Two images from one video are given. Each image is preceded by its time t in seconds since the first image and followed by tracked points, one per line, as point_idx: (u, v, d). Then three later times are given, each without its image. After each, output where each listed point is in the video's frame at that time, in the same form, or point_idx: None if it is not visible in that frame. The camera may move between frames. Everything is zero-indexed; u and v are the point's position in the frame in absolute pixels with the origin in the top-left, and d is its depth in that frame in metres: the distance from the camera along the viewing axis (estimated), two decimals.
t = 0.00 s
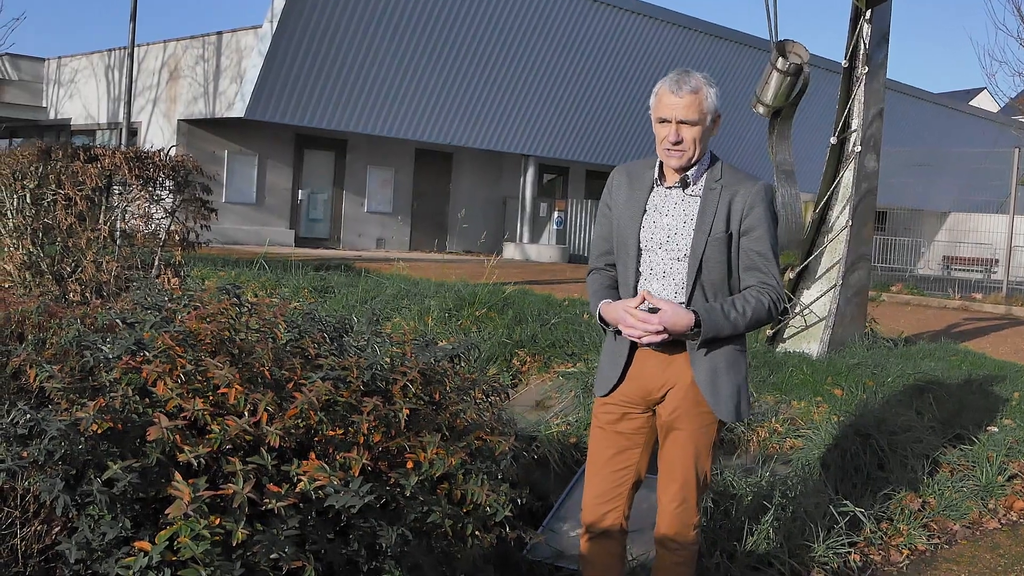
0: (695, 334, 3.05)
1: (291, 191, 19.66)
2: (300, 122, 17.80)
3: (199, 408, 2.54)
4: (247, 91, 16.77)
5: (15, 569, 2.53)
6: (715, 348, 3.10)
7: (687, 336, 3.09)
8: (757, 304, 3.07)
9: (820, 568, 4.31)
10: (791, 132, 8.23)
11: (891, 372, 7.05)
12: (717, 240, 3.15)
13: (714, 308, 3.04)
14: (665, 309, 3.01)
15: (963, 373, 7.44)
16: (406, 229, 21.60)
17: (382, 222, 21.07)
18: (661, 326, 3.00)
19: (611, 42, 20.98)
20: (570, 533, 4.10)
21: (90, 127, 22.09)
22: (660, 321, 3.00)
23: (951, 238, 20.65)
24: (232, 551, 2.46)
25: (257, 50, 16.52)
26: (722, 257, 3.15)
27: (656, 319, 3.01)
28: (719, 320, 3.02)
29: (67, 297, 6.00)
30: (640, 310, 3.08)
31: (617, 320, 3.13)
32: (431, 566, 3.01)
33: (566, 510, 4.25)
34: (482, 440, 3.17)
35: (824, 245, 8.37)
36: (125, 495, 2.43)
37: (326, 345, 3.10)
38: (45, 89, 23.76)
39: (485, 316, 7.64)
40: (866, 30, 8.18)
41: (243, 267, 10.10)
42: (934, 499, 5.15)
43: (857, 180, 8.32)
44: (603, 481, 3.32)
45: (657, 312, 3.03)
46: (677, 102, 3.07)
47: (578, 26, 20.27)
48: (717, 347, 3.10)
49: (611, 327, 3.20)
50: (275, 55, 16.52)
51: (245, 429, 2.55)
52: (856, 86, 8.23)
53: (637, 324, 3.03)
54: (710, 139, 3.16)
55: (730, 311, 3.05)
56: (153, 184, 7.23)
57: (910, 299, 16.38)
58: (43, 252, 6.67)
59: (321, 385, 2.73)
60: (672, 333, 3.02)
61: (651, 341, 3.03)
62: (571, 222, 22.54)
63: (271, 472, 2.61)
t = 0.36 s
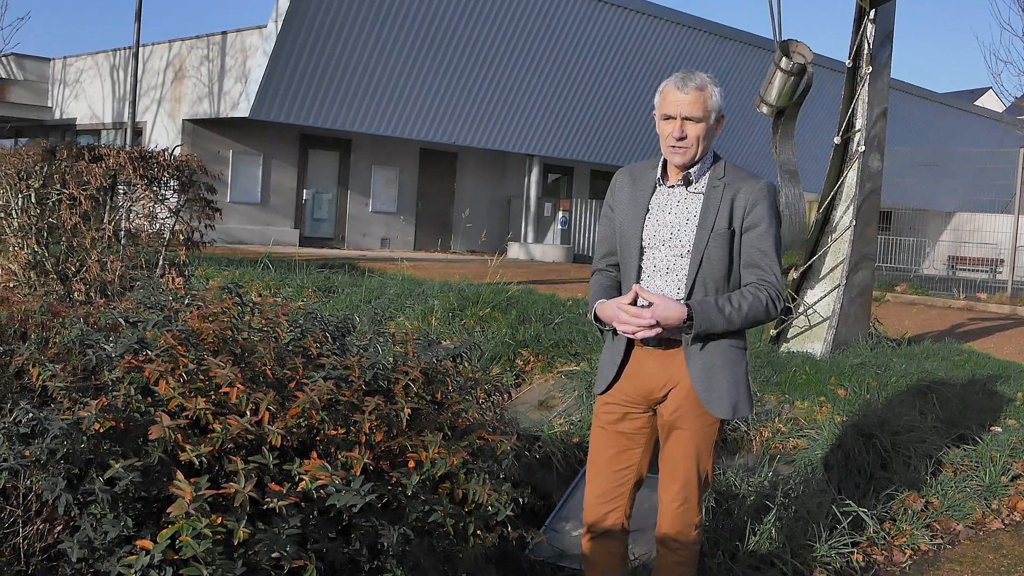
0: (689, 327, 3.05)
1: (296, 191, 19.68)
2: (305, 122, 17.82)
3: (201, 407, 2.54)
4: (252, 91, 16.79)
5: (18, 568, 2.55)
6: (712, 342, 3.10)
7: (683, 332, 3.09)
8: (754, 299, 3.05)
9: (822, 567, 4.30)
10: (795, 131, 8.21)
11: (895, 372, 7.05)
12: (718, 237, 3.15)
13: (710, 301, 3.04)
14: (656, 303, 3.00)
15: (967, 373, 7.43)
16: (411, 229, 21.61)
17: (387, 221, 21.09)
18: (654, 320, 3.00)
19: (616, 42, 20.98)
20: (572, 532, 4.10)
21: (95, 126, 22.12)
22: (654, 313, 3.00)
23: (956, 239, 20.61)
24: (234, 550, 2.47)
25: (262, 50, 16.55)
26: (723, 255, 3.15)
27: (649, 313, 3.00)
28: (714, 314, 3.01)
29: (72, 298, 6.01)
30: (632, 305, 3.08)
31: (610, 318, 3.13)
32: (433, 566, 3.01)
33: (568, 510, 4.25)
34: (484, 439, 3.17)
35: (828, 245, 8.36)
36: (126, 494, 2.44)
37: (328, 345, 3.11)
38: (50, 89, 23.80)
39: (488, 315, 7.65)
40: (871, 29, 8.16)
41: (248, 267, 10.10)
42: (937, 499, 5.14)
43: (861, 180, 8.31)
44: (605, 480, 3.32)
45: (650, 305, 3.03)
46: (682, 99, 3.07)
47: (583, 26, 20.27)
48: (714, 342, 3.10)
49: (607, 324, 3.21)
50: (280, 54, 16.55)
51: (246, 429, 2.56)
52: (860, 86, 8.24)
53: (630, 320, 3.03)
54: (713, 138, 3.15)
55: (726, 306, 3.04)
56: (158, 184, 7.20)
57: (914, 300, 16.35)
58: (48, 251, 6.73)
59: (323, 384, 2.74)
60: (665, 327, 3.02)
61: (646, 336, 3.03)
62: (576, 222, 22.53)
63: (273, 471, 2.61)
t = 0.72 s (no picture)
0: (688, 318, 3.05)
1: (300, 190, 19.70)
2: (309, 121, 17.83)
3: (203, 406, 2.56)
4: (256, 90, 16.80)
5: (20, 567, 2.54)
6: (711, 338, 3.10)
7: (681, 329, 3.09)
8: (754, 299, 3.04)
9: (825, 567, 4.30)
10: (798, 131, 8.20)
11: (898, 372, 7.03)
12: (718, 235, 3.15)
13: (708, 297, 3.03)
14: (656, 290, 3.02)
15: (970, 373, 7.41)
16: (415, 229, 21.61)
17: (391, 221, 21.10)
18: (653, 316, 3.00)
19: (620, 41, 20.97)
20: (574, 532, 4.10)
21: (100, 126, 22.17)
22: (653, 301, 3.01)
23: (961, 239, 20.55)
24: (235, 548, 2.48)
25: (266, 49, 16.57)
26: (723, 254, 3.15)
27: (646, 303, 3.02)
28: (712, 312, 3.01)
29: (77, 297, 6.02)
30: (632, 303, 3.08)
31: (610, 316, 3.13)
32: (434, 565, 3.01)
33: (570, 509, 4.25)
34: (486, 438, 3.17)
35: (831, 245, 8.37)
36: (129, 493, 2.45)
37: (330, 344, 3.11)
38: (56, 89, 23.86)
39: (491, 314, 7.66)
40: (874, 29, 8.16)
41: (252, 266, 10.12)
42: (941, 499, 5.13)
43: (865, 180, 8.31)
44: (606, 479, 3.32)
45: (648, 303, 3.03)
46: (684, 101, 3.07)
47: (587, 25, 20.26)
48: (713, 339, 3.10)
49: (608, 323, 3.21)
50: (284, 54, 16.56)
51: (248, 428, 2.57)
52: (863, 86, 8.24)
53: (630, 304, 3.05)
54: (715, 139, 3.15)
55: (724, 300, 3.04)
56: (162, 183, 7.19)
57: (918, 300, 16.31)
58: (53, 250, 6.79)
59: (325, 384, 2.74)
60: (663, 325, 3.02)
61: (644, 322, 3.05)
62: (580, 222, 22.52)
63: (274, 470, 2.61)
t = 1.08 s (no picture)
0: (690, 323, 3.04)
1: (304, 189, 19.71)
2: (313, 120, 17.83)
3: (203, 404, 2.56)
4: (260, 89, 16.81)
5: (21, 565, 2.55)
6: (713, 338, 3.10)
7: (683, 329, 3.09)
8: (755, 298, 3.05)
9: (826, 567, 4.29)
10: (801, 130, 8.19)
11: (901, 371, 7.02)
12: (719, 236, 3.14)
13: (710, 299, 3.03)
14: (658, 299, 3.01)
15: (973, 373, 7.40)
16: (419, 228, 21.61)
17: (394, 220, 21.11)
18: (655, 319, 3.00)
19: (625, 40, 20.94)
20: (576, 531, 4.10)
21: (104, 125, 22.20)
22: (654, 313, 3.00)
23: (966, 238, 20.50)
24: (235, 547, 2.48)
25: (270, 48, 16.57)
26: (725, 253, 3.15)
27: (649, 311, 3.00)
28: (715, 312, 3.01)
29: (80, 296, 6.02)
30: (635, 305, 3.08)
31: (613, 316, 3.13)
32: (435, 563, 3.02)
33: (572, 508, 4.25)
34: (487, 437, 3.17)
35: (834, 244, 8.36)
36: (130, 491, 2.46)
37: (331, 343, 3.12)
38: (60, 88, 23.89)
39: (494, 313, 7.66)
40: (877, 28, 8.17)
41: (255, 265, 10.12)
42: (943, 499, 5.13)
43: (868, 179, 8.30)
44: (608, 478, 3.32)
45: (651, 305, 3.03)
46: (686, 98, 3.08)
47: (591, 24, 20.24)
48: (714, 339, 3.10)
49: (610, 322, 3.21)
50: (288, 53, 16.56)
51: (248, 427, 2.57)
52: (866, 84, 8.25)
53: (631, 315, 3.04)
54: (716, 138, 3.15)
55: (727, 305, 3.03)
56: (165, 182, 7.24)
57: (922, 299, 16.27)
58: (57, 249, 6.77)
59: (325, 382, 2.75)
60: (666, 326, 3.02)
61: (646, 332, 3.04)
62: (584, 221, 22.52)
63: (275, 469, 2.62)
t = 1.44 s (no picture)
0: (695, 324, 3.04)
1: (307, 189, 19.71)
2: (316, 120, 17.85)
3: (204, 403, 2.57)
4: (263, 89, 16.83)
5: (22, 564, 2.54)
6: (716, 339, 3.10)
7: (687, 330, 3.09)
8: (759, 298, 3.06)
9: (828, 567, 4.29)
10: (804, 130, 8.18)
11: (903, 371, 7.02)
12: (721, 237, 3.14)
13: (715, 301, 3.04)
14: (664, 303, 3.00)
15: (976, 373, 7.39)
16: (421, 227, 21.62)
17: (397, 220, 21.10)
18: (661, 320, 2.99)
19: (628, 40, 20.93)
20: (577, 531, 4.10)
21: (108, 125, 22.22)
22: (660, 313, 3.00)
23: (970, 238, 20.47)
24: (235, 547, 2.47)
25: (273, 48, 16.59)
26: (727, 254, 3.15)
27: (655, 312, 3.00)
28: (719, 313, 3.01)
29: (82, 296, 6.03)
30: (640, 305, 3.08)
31: (617, 316, 3.12)
32: (435, 563, 3.02)
33: (573, 508, 4.26)
34: (488, 437, 3.17)
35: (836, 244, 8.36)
36: (130, 490, 2.45)
37: (332, 343, 3.11)
38: (64, 88, 23.92)
39: (497, 314, 7.66)
40: (880, 27, 8.16)
41: (256, 266, 10.11)
42: (944, 499, 5.13)
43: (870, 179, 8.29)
44: (608, 478, 3.32)
45: (657, 304, 3.03)
46: (690, 100, 3.07)
47: (594, 24, 20.23)
48: (718, 340, 3.10)
49: (614, 322, 3.20)
50: (291, 53, 16.58)
51: (249, 426, 2.58)
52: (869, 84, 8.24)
53: (636, 317, 3.03)
54: (719, 138, 3.16)
55: (731, 305, 3.04)
56: (169, 182, 7.21)
57: (924, 299, 16.24)
58: (60, 249, 6.80)
59: (325, 382, 2.75)
60: (671, 326, 3.01)
61: (652, 335, 3.03)
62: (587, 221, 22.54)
63: (276, 468, 2.63)
